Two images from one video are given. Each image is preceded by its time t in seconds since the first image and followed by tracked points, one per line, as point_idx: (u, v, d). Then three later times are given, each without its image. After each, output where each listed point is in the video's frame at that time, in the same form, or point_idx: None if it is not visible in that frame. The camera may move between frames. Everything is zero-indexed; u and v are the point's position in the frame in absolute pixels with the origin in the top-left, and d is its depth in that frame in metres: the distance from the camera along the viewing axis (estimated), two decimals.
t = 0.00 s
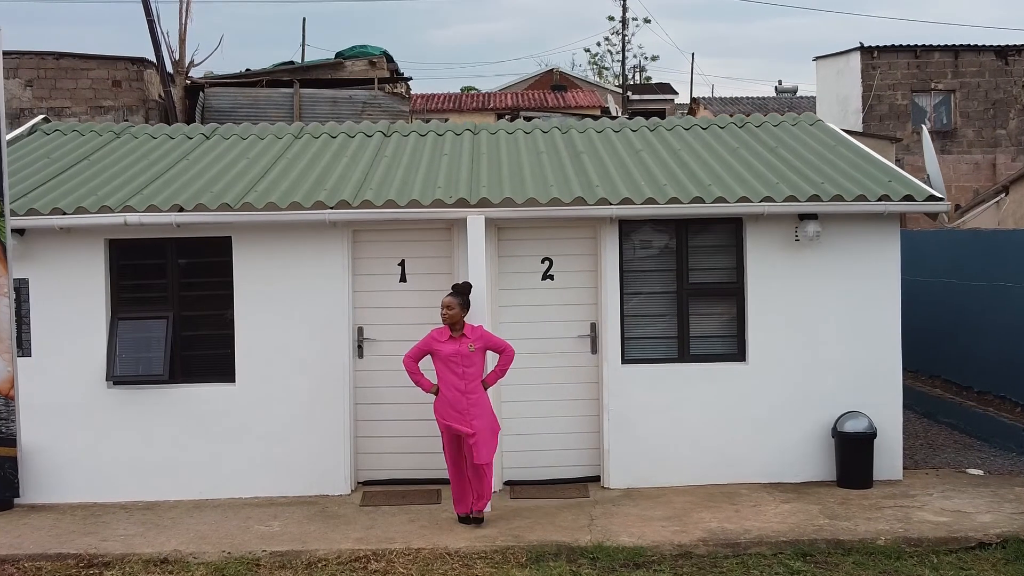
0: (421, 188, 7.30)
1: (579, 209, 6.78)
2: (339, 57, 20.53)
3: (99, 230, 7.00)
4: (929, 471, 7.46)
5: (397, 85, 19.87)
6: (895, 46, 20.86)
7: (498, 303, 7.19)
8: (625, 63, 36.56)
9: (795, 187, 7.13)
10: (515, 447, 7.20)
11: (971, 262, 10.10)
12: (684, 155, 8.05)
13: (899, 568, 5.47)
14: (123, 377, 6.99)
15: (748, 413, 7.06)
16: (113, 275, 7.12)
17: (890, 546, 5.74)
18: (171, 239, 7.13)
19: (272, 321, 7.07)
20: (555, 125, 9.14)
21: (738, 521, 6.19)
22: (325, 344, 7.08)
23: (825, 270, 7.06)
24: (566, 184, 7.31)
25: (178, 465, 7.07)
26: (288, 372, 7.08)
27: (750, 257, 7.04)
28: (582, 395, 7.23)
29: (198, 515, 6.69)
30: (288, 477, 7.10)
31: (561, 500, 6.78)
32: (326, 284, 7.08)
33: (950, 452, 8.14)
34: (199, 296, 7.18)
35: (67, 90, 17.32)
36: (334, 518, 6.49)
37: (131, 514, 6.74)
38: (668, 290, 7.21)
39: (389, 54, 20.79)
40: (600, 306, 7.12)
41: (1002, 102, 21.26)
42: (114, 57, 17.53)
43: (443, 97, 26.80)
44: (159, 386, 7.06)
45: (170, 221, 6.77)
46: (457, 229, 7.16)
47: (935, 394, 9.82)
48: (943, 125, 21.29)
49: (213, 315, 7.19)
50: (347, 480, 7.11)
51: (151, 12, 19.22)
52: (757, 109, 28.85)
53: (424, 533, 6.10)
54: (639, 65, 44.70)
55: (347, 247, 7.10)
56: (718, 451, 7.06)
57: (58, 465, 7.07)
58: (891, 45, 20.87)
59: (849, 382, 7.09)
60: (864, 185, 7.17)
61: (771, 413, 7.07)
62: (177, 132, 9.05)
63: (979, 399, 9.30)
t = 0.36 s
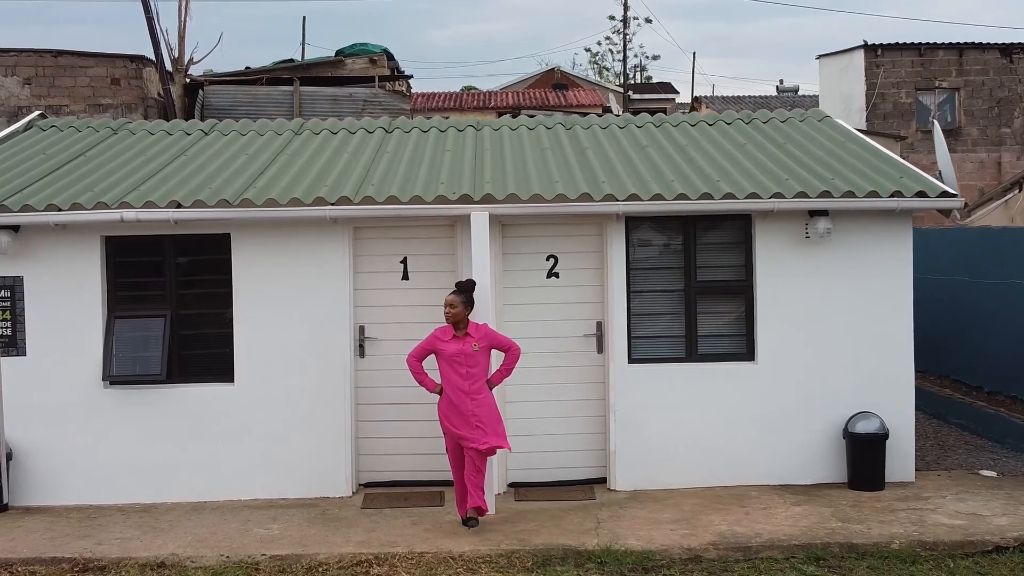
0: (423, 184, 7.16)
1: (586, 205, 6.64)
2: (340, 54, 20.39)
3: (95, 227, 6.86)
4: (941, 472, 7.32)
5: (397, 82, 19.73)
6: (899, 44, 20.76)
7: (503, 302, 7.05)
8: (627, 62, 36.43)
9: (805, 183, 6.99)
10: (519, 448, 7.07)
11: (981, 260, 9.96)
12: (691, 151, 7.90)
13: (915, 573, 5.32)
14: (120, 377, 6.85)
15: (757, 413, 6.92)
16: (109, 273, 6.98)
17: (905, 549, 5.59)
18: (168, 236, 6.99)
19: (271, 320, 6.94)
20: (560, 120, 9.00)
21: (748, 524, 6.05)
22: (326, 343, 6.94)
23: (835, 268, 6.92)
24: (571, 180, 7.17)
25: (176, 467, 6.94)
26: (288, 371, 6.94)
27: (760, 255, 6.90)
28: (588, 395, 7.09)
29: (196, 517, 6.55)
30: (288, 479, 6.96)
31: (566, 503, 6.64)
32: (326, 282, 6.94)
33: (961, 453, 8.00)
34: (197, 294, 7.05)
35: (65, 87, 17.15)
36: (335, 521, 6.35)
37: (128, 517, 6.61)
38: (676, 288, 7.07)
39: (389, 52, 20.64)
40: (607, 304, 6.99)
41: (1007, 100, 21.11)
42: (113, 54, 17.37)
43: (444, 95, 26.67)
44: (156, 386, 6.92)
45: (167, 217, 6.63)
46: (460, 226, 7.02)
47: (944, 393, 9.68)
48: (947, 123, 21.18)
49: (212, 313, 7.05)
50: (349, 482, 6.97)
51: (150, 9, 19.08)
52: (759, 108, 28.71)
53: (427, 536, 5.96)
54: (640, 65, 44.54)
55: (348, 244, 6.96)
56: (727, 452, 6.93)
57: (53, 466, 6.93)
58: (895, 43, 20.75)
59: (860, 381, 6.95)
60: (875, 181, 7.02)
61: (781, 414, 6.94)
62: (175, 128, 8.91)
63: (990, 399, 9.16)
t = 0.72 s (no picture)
0: (429, 179, 7.01)
1: (595, 201, 6.48)
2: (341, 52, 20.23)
3: (94, 223, 6.71)
4: (958, 474, 7.16)
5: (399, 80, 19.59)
6: (904, 42, 20.66)
7: (510, 300, 6.89)
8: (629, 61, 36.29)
9: (820, 178, 6.83)
10: (527, 449, 6.91)
11: (994, 258, 9.81)
12: (702, 146, 7.75)
13: None
14: (118, 377, 6.70)
15: (770, 414, 6.77)
16: (107, 270, 6.82)
17: (925, 554, 5.43)
18: (168, 232, 6.84)
19: (274, 318, 6.78)
20: (566, 116, 8.84)
21: (763, 527, 5.89)
22: (329, 342, 6.79)
23: (850, 265, 6.77)
24: (580, 175, 7.01)
25: (176, 468, 6.78)
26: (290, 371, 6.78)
27: (773, 252, 6.75)
28: (597, 395, 6.94)
29: (196, 520, 6.39)
30: (290, 481, 6.80)
31: (576, 505, 6.49)
32: (330, 279, 6.79)
33: (977, 454, 7.85)
34: (197, 292, 6.89)
35: (64, 85, 16.99)
36: (338, 524, 6.19)
37: (126, 520, 6.45)
38: (687, 286, 6.92)
39: (391, 50, 20.49)
40: (616, 302, 6.83)
41: (1013, 98, 20.95)
42: (113, 52, 17.21)
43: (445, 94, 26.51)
44: (155, 386, 6.78)
45: (167, 213, 6.47)
46: (467, 222, 6.86)
47: (957, 394, 9.52)
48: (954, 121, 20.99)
49: (213, 312, 6.90)
50: (352, 484, 6.81)
51: (150, 6, 18.92)
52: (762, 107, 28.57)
53: (433, 541, 5.81)
54: (641, 64, 44.39)
55: (352, 241, 6.81)
56: (739, 454, 6.77)
57: (50, 469, 6.77)
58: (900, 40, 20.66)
59: (876, 380, 6.79)
60: (891, 176, 6.87)
61: (794, 414, 6.78)
62: (175, 123, 8.76)
63: (1004, 399, 9.01)
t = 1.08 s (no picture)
0: (433, 177, 6.87)
1: (603, 199, 6.35)
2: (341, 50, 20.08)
3: (91, 222, 6.57)
4: (972, 478, 7.03)
5: (400, 79, 19.44)
6: (909, 40, 20.44)
7: (516, 300, 6.76)
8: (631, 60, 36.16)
9: (832, 176, 6.69)
10: (534, 453, 6.77)
11: (1005, 258, 9.68)
12: (710, 144, 7.61)
13: None
14: (116, 379, 6.57)
15: (781, 417, 6.63)
16: (105, 269, 6.69)
17: (944, 561, 5.29)
18: (166, 231, 6.70)
19: (275, 319, 6.64)
20: (572, 113, 8.71)
21: (775, 533, 5.75)
22: (331, 343, 6.65)
23: (863, 265, 6.63)
24: (587, 173, 6.87)
25: (174, 472, 6.64)
26: (292, 373, 6.64)
27: (784, 251, 6.61)
28: (604, 397, 6.80)
29: (195, 525, 6.25)
30: (292, 485, 6.67)
31: (583, 510, 6.35)
32: (332, 279, 6.65)
33: (990, 458, 7.71)
34: (197, 292, 6.75)
35: (64, 83, 16.85)
36: (341, 530, 6.06)
37: (123, 525, 6.31)
38: (696, 286, 6.78)
39: (392, 48, 20.34)
40: (624, 302, 6.69)
41: (1019, 97, 20.81)
42: (112, 50, 17.05)
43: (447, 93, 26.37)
44: (154, 388, 6.64)
45: (165, 211, 6.34)
46: (472, 220, 6.72)
47: (968, 395, 9.39)
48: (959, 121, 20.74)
49: (212, 312, 6.76)
50: (355, 488, 6.67)
51: (150, 4, 18.76)
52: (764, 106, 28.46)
53: (438, 547, 5.67)
54: (642, 63, 44.23)
55: (354, 240, 6.67)
56: (750, 458, 6.63)
57: (47, 473, 6.63)
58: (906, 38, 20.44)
59: (889, 382, 6.65)
60: (905, 174, 6.73)
61: (806, 417, 6.64)
62: (174, 120, 8.62)
63: (1016, 401, 8.87)
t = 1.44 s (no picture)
0: (434, 175, 6.71)
1: (609, 198, 6.19)
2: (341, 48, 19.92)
3: (84, 221, 6.42)
4: (986, 484, 6.87)
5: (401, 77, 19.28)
6: (913, 38, 20.29)
7: (519, 301, 6.60)
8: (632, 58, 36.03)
9: (843, 174, 6.53)
10: (537, 458, 6.61)
11: (1016, 258, 9.52)
12: (717, 142, 7.45)
13: None
14: (109, 382, 6.41)
15: (791, 421, 6.47)
16: (98, 270, 6.53)
17: (961, 571, 5.13)
18: (161, 230, 6.54)
19: (272, 320, 6.48)
20: (575, 111, 8.55)
21: (786, 541, 5.59)
22: (330, 345, 6.49)
23: (875, 265, 6.47)
24: (592, 171, 6.71)
25: (169, 477, 6.48)
26: (290, 376, 6.48)
27: (794, 251, 6.45)
28: (610, 401, 6.64)
29: (190, 532, 6.09)
30: (289, 490, 6.51)
31: (588, 517, 6.19)
32: (330, 279, 6.49)
33: (1003, 462, 7.56)
34: (192, 293, 6.59)
35: (61, 81, 16.71)
36: (340, 537, 5.89)
37: (116, 532, 6.15)
38: (704, 287, 6.62)
39: (392, 47, 20.17)
40: (630, 304, 6.53)
41: None
42: (110, 48, 16.89)
43: (448, 92, 26.21)
44: (148, 391, 6.49)
45: (159, 210, 6.18)
46: (474, 219, 6.56)
47: (978, 398, 9.24)
48: (962, 120, 20.65)
49: (208, 314, 6.60)
50: (354, 494, 6.51)
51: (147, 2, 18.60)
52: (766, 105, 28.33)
53: (439, 555, 5.51)
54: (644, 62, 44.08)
55: (354, 239, 6.51)
56: (759, 463, 6.47)
57: (38, 478, 6.47)
58: (910, 37, 20.29)
59: (902, 386, 6.49)
60: (918, 173, 6.57)
61: (816, 422, 6.48)
62: (170, 118, 8.46)
63: None
